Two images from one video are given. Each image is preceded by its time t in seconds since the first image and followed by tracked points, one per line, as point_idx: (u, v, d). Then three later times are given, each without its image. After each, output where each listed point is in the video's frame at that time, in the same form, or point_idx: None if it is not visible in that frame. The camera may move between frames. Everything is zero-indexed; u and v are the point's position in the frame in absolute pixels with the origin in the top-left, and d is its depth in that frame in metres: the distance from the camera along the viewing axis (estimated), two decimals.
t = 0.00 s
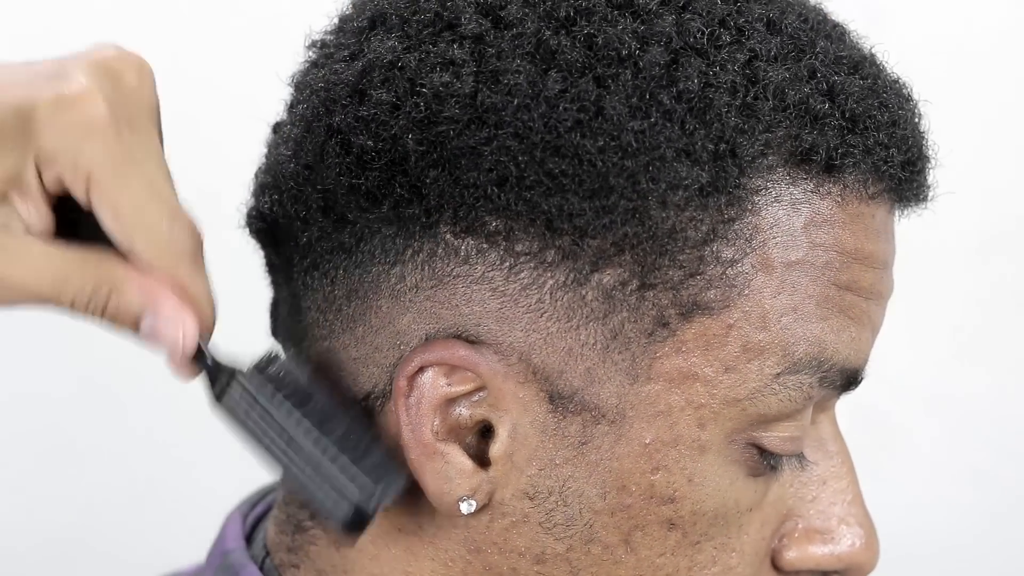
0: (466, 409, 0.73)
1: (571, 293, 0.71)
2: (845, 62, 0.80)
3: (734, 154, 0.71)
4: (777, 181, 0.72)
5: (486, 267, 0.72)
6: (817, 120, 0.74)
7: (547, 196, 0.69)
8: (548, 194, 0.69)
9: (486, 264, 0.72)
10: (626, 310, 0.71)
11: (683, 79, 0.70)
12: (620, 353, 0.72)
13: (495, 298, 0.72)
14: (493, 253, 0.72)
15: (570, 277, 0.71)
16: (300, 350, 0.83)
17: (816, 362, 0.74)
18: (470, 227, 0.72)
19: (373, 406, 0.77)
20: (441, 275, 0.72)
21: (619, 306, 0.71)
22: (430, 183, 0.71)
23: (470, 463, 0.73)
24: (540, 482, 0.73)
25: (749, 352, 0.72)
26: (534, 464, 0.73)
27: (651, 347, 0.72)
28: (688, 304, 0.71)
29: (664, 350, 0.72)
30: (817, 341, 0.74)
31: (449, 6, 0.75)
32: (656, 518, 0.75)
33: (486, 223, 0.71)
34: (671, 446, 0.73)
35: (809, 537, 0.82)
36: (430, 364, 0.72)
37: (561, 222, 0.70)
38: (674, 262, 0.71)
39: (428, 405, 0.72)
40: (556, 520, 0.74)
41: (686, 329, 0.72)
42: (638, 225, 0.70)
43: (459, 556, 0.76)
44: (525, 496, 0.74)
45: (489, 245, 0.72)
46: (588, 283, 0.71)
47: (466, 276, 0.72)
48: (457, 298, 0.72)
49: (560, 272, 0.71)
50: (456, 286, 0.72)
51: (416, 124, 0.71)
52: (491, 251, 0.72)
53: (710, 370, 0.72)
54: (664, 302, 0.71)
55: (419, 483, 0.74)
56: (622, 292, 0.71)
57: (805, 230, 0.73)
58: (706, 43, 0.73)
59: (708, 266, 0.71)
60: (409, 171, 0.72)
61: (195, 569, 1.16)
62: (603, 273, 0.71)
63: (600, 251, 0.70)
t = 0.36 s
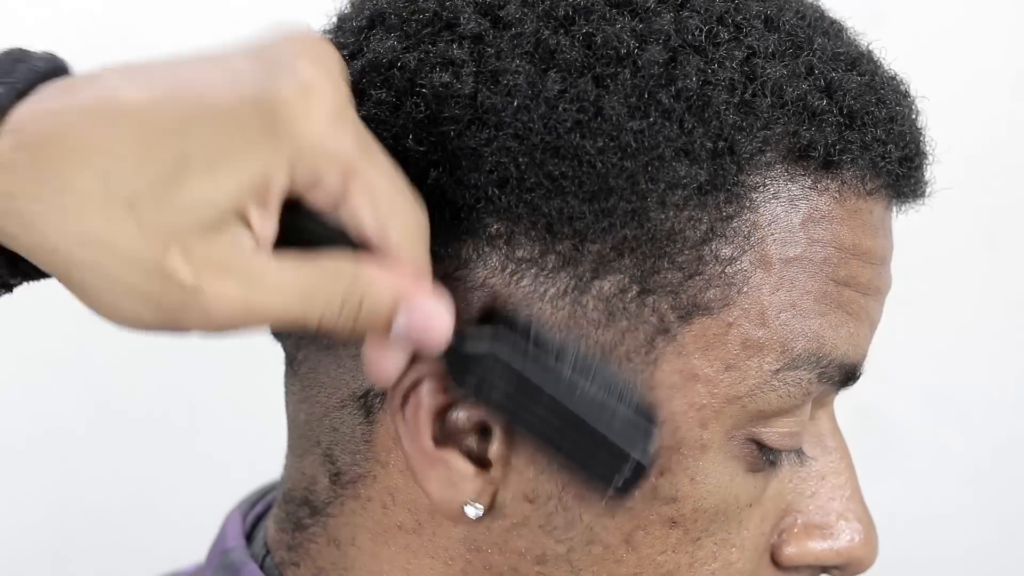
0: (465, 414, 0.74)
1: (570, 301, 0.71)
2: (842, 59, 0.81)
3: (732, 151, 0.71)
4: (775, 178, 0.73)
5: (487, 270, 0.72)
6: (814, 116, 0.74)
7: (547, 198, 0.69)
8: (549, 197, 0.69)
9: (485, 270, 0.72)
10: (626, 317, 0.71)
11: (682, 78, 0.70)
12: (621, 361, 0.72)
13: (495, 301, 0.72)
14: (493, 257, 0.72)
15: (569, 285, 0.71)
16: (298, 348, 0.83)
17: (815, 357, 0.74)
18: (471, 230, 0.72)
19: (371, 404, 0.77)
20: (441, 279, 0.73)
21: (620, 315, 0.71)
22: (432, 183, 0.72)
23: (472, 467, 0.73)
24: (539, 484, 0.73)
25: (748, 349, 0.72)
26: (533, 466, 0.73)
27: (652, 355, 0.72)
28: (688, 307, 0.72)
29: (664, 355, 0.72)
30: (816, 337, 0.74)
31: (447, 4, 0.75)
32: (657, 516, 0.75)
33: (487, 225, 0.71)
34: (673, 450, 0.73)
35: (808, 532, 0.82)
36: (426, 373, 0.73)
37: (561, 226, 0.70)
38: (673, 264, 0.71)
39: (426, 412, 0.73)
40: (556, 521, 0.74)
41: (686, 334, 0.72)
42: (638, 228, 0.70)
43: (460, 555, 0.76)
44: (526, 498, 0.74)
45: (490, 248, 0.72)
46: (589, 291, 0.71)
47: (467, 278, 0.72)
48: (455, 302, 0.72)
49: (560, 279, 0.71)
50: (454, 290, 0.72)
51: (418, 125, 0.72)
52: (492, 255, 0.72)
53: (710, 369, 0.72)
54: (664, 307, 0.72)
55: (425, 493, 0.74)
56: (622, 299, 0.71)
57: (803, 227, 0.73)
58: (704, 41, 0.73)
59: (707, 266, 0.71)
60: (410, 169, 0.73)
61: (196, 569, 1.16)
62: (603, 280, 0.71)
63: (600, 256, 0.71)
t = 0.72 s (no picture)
0: (459, 409, 0.73)
1: (562, 295, 0.71)
2: (839, 60, 0.80)
3: (726, 152, 0.70)
4: (770, 180, 0.72)
5: (478, 267, 0.71)
6: (811, 118, 0.73)
7: (539, 196, 0.69)
8: (541, 194, 0.69)
9: (477, 265, 0.71)
10: (618, 312, 0.71)
11: (676, 78, 0.70)
12: (613, 354, 0.71)
13: (487, 298, 0.71)
14: (484, 254, 0.71)
15: (561, 279, 0.71)
16: (295, 349, 0.83)
17: (810, 361, 0.73)
18: (463, 227, 0.71)
19: (365, 405, 0.77)
20: (433, 274, 0.72)
21: (610, 308, 0.71)
22: (423, 183, 0.71)
23: (464, 463, 0.73)
24: (533, 482, 0.73)
25: (742, 351, 0.72)
26: (527, 464, 0.73)
27: (643, 347, 0.71)
28: (680, 305, 0.71)
29: (655, 349, 0.71)
30: (811, 340, 0.73)
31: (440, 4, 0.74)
32: (651, 517, 0.74)
33: (479, 223, 0.71)
34: (664, 445, 0.72)
35: (805, 536, 0.81)
36: (422, 364, 0.72)
37: (554, 223, 0.70)
38: (666, 262, 0.71)
39: (420, 405, 0.72)
40: (549, 519, 0.74)
41: (678, 330, 0.71)
42: (630, 226, 0.70)
43: (454, 555, 0.76)
44: (518, 496, 0.73)
45: (481, 245, 0.71)
46: (580, 285, 0.71)
47: (458, 276, 0.72)
48: (448, 298, 0.72)
49: (552, 273, 0.71)
50: (447, 286, 0.72)
51: (410, 124, 0.71)
52: (483, 252, 0.71)
53: (703, 369, 0.72)
54: (655, 303, 0.71)
55: (414, 485, 0.74)
56: (613, 294, 0.71)
57: (798, 229, 0.73)
58: (699, 41, 0.72)
59: (701, 266, 0.71)
60: (402, 170, 0.72)
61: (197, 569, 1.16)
62: (594, 275, 0.71)
63: (592, 252, 0.70)
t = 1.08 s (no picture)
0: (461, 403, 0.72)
1: (558, 283, 0.70)
2: (839, 59, 0.81)
3: (724, 144, 0.71)
4: (768, 174, 0.73)
5: (475, 254, 0.72)
6: (809, 114, 0.74)
7: (537, 178, 0.70)
8: (539, 177, 0.70)
9: (475, 251, 0.72)
10: (614, 302, 0.70)
11: (677, 67, 0.71)
12: (610, 346, 0.71)
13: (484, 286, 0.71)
14: (482, 239, 0.71)
15: (557, 267, 0.70)
16: (297, 342, 0.83)
17: (808, 357, 0.74)
18: (462, 210, 0.72)
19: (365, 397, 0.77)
20: (432, 260, 0.72)
21: (606, 299, 0.70)
22: (425, 163, 0.72)
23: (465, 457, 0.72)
24: (532, 477, 0.73)
25: (740, 346, 0.72)
26: (528, 458, 0.73)
27: (640, 340, 0.71)
28: (677, 297, 0.71)
29: (653, 342, 0.71)
30: (809, 336, 0.74)
31: None
32: (649, 513, 0.74)
33: (477, 206, 0.71)
34: (662, 440, 0.72)
35: (803, 536, 0.81)
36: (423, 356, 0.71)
37: (551, 208, 0.70)
38: (662, 253, 0.71)
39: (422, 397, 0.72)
40: (547, 515, 0.73)
41: (675, 323, 0.71)
42: (626, 214, 0.70)
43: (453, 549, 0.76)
44: (517, 490, 0.74)
45: (480, 231, 0.72)
46: (577, 273, 0.70)
47: (456, 261, 0.72)
48: (446, 286, 0.72)
49: (548, 261, 0.70)
50: (445, 273, 0.72)
51: (413, 102, 0.72)
52: (482, 237, 0.71)
53: (701, 364, 0.72)
54: (651, 294, 0.71)
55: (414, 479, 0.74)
56: (610, 283, 0.70)
57: (795, 224, 0.73)
58: (701, 34, 0.74)
59: (697, 258, 0.71)
60: (404, 150, 0.73)
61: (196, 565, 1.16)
62: (591, 263, 0.70)
63: (588, 240, 0.70)
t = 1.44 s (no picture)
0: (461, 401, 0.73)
1: (557, 276, 0.70)
2: (838, 57, 0.81)
3: (723, 139, 0.71)
4: (767, 171, 0.73)
5: (475, 246, 0.71)
6: (808, 110, 0.74)
7: (537, 170, 0.70)
8: (538, 169, 0.70)
9: (475, 243, 0.71)
10: (613, 297, 0.70)
11: (676, 61, 0.72)
12: (608, 341, 0.71)
13: (484, 280, 0.71)
14: (482, 231, 0.71)
15: (556, 260, 0.70)
16: (297, 341, 0.83)
17: (808, 356, 0.74)
18: (463, 202, 0.71)
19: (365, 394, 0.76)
20: (433, 253, 0.72)
21: (605, 293, 0.70)
22: (425, 155, 0.72)
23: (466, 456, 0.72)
24: (533, 475, 0.73)
25: (739, 344, 0.72)
26: (528, 456, 0.73)
27: (639, 335, 0.71)
28: (676, 293, 0.71)
29: (652, 338, 0.71)
30: (808, 335, 0.74)
31: None
32: (649, 512, 0.73)
33: (478, 198, 0.71)
34: (662, 438, 0.72)
35: (802, 535, 0.81)
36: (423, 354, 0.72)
37: (550, 200, 0.70)
38: (661, 248, 0.71)
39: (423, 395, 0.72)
40: (547, 514, 0.73)
41: (674, 319, 0.71)
42: (625, 207, 0.70)
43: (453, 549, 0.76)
44: (517, 489, 0.73)
45: (480, 222, 0.71)
46: (576, 267, 0.70)
47: (456, 253, 0.72)
48: (446, 279, 0.72)
49: (547, 254, 0.70)
50: (445, 266, 0.72)
51: (414, 93, 0.72)
52: (482, 228, 0.71)
53: (700, 362, 0.72)
54: (651, 290, 0.71)
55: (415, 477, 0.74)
56: (609, 277, 0.70)
57: (795, 222, 0.73)
58: (701, 29, 0.74)
59: (697, 254, 0.71)
60: (405, 141, 0.73)
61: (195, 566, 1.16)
62: (590, 257, 0.70)
63: (588, 233, 0.70)
